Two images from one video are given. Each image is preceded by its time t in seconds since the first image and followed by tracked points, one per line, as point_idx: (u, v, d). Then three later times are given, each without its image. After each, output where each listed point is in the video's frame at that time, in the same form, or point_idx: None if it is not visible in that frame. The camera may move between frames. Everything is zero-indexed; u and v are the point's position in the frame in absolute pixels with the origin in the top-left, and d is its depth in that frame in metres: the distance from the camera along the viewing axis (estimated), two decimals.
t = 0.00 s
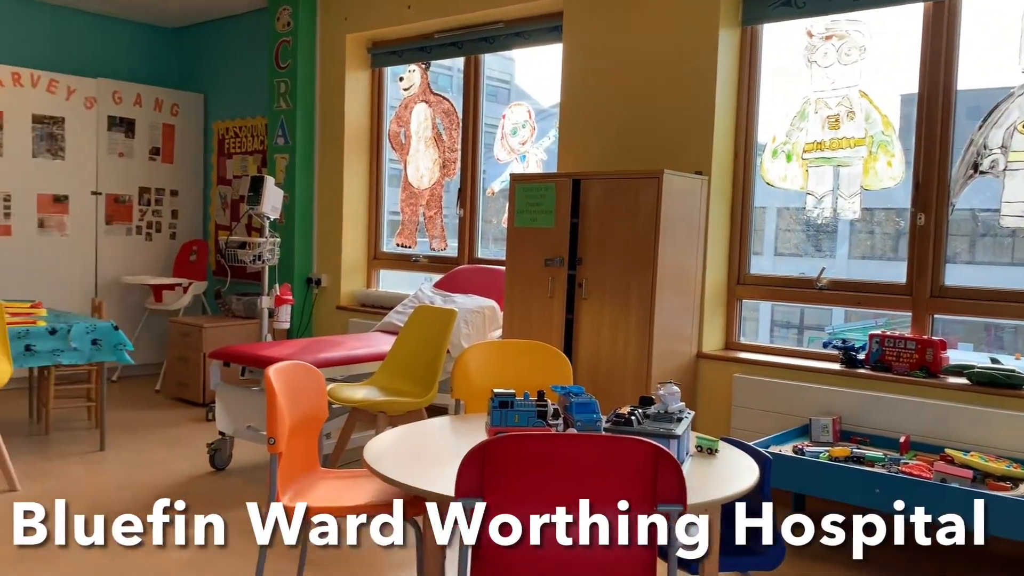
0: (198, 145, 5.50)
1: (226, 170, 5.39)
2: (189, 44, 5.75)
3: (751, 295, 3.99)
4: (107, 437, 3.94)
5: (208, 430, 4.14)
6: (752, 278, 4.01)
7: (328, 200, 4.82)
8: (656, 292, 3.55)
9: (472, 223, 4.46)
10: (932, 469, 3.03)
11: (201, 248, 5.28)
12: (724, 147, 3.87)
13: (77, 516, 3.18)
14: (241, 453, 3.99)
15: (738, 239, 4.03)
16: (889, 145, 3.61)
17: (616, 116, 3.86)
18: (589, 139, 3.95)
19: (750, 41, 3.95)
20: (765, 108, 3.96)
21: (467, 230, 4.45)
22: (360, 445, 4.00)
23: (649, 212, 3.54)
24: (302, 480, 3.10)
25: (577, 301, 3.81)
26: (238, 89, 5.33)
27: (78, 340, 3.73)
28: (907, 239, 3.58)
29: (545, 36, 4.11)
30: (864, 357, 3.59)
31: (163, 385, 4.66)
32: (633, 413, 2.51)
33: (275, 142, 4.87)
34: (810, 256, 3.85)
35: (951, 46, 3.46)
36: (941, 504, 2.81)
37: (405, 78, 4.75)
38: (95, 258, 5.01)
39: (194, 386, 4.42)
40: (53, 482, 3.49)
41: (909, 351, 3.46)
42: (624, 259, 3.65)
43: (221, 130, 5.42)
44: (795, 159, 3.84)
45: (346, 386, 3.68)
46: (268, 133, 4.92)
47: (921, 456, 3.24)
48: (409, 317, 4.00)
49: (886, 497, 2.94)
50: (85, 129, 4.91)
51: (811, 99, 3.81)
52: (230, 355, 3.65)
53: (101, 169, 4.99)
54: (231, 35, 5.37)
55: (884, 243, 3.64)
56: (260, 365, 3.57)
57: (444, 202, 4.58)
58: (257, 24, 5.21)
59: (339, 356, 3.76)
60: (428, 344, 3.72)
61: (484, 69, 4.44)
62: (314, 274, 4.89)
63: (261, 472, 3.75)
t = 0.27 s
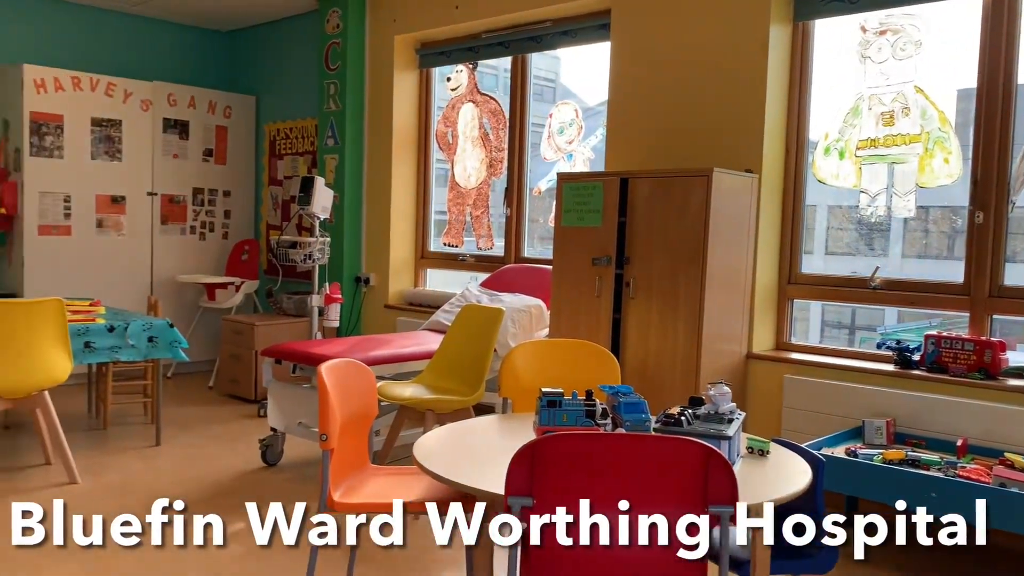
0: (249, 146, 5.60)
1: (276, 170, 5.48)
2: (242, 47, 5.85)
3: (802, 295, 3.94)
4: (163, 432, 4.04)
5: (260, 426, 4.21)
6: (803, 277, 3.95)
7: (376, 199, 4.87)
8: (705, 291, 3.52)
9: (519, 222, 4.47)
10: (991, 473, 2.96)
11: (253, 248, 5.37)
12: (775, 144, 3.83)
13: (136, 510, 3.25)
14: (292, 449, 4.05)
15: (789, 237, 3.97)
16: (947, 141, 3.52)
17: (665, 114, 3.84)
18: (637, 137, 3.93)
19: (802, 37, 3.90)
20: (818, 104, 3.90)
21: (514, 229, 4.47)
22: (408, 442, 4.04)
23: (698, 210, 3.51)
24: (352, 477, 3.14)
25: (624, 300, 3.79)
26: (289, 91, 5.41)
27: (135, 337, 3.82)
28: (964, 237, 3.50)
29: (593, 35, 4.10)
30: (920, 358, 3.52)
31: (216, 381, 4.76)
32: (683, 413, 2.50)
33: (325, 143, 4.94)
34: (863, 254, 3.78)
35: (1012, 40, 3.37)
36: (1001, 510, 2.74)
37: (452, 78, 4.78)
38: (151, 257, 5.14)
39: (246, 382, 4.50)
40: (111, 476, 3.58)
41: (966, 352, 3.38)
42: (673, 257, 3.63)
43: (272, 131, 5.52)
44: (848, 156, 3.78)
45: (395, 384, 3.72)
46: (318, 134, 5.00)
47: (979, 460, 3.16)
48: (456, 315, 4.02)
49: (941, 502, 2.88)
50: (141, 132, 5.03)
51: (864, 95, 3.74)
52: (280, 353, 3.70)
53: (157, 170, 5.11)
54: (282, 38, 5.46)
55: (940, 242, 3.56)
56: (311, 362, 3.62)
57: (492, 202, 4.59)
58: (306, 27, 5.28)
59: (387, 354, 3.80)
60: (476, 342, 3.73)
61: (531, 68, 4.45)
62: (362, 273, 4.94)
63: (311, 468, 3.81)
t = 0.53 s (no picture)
0: (310, 148, 5.71)
1: (337, 172, 5.57)
2: (303, 51, 5.97)
3: (866, 295, 3.86)
4: (229, 427, 4.14)
5: (322, 423, 4.29)
6: (868, 277, 3.87)
7: (434, 200, 4.92)
8: (768, 292, 3.47)
9: (577, 222, 4.47)
10: None
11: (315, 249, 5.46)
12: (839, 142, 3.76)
13: (204, 504, 3.34)
14: (353, 446, 4.12)
15: (854, 237, 3.89)
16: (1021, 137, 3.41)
17: (726, 112, 3.80)
18: (698, 136, 3.90)
19: (867, 33, 3.82)
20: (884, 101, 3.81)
21: (571, 229, 4.47)
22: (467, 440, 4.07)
23: (761, 210, 3.47)
24: (416, 474, 3.18)
25: (684, 301, 3.77)
26: (349, 94, 5.50)
27: (203, 335, 3.93)
28: None
29: (652, 34, 4.08)
30: (991, 361, 3.41)
31: (280, 379, 4.86)
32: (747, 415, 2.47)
33: (385, 145, 5.01)
34: (931, 254, 3.68)
35: None
36: None
37: (510, 80, 4.81)
38: (218, 258, 5.27)
39: (308, 380, 4.59)
40: (181, 470, 3.69)
41: None
42: (734, 257, 3.59)
43: (332, 134, 5.62)
44: (915, 154, 3.70)
45: (455, 383, 3.75)
46: (379, 136, 5.07)
47: None
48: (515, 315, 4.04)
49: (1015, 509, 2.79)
50: (207, 135, 5.17)
51: (933, 91, 3.65)
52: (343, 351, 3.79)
53: (222, 173, 5.25)
54: (342, 42, 5.55)
55: (1013, 241, 3.45)
56: (373, 361, 3.68)
57: (549, 202, 4.60)
58: (366, 30, 5.36)
59: (447, 353, 3.83)
60: (534, 342, 3.74)
61: (589, 68, 4.45)
62: (421, 273, 5.00)
63: (372, 465, 3.87)
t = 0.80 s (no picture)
0: (378, 153, 5.80)
1: (404, 177, 5.65)
2: (371, 58, 6.08)
3: (946, 296, 3.74)
4: (301, 427, 4.23)
5: (391, 423, 4.36)
6: (948, 277, 3.74)
7: (500, 203, 4.95)
8: (842, 293, 3.40)
9: (643, 223, 4.45)
10: None
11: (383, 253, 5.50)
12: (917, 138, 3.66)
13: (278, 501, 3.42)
14: (421, 446, 4.16)
15: (932, 236, 3.78)
16: None
17: (798, 110, 3.73)
18: (768, 134, 3.85)
19: (946, 26, 3.71)
20: (964, 95, 3.69)
21: (637, 231, 4.45)
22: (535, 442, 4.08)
23: (835, 208, 3.39)
24: (485, 473, 3.20)
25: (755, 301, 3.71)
26: (415, 99, 5.58)
27: (277, 337, 4.03)
28: None
29: (721, 32, 4.03)
30: None
31: (350, 379, 4.95)
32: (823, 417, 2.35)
33: (451, 149, 5.07)
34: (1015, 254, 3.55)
35: None
36: None
37: (576, 81, 4.81)
38: (290, 262, 5.39)
39: (377, 381, 4.66)
40: (256, 468, 3.78)
41: None
42: (806, 257, 3.52)
43: (399, 139, 5.70)
44: (998, 149, 3.57)
45: (522, 384, 3.77)
46: (445, 140, 5.13)
47: None
48: (582, 317, 4.04)
49: None
50: (280, 142, 5.30)
51: (1016, 84, 3.53)
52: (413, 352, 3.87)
53: (294, 178, 5.37)
54: (409, 48, 5.63)
55: None
56: (443, 362, 3.72)
57: (615, 203, 4.59)
58: (432, 36, 5.43)
59: (514, 354, 3.85)
60: (602, 343, 3.72)
61: (656, 69, 4.42)
62: (486, 276, 5.04)
63: (441, 465, 3.91)
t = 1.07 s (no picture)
0: (446, 160, 5.87)
1: (471, 183, 5.71)
2: (438, 67, 6.16)
3: None
4: (374, 431, 4.31)
5: (461, 427, 4.40)
6: None
7: (567, 207, 4.97)
8: (923, 295, 3.30)
9: (713, 226, 4.40)
10: None
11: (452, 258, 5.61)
12: (1002, 134, 3.53)
13: (354, 505, 3.49)
14: (491, 451, 4.20)
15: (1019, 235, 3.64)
16: None
17: (874, 108, 3.64)
18: (843, 134, 3.76)
19: None
20: None
21: (708, 234, 4.41)
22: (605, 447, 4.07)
23: (914, 208, 3.30)
24: (557, 478, 3.22)
25: (830, 305, 3.63)
26: (482, 107, 5.63)
27: (350, 342, 4.12)
28: None
29: (792, 30, 3.96)
30: None
31: (420, 384, 5.02)
32: (905, 424, 2.22)
33: (518, 155, 5.11)
34: None
35: None
36: None
37: (643, 84, 4.80)
38: (361, 269, 5.50)
39: (447, 386, 4.72)
40: (331, 472, 3.87)
41: None
42: (884, 259, 3.43)
43: (467, 146, 5.76)
44: None
45: (592, 389, 3.76)
46: (512, 146, 5.18)
47: None
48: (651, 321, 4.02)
49: None
50: (352, 152, 5.42)
51: None
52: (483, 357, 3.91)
53: (364, 187, 5.48)
54: (476, 56, 5.70)
55: None
56: (513, 368, 3.74)
57: (684, 206, 4.55)
58: (498, 43, 5.48)
59: (583, 359, 3.85)
60: (672, 348, 3.69)
61: (725, 70, 4.37)
62: (554, 281, 5.06)
63: (511, 470, 3.93)
